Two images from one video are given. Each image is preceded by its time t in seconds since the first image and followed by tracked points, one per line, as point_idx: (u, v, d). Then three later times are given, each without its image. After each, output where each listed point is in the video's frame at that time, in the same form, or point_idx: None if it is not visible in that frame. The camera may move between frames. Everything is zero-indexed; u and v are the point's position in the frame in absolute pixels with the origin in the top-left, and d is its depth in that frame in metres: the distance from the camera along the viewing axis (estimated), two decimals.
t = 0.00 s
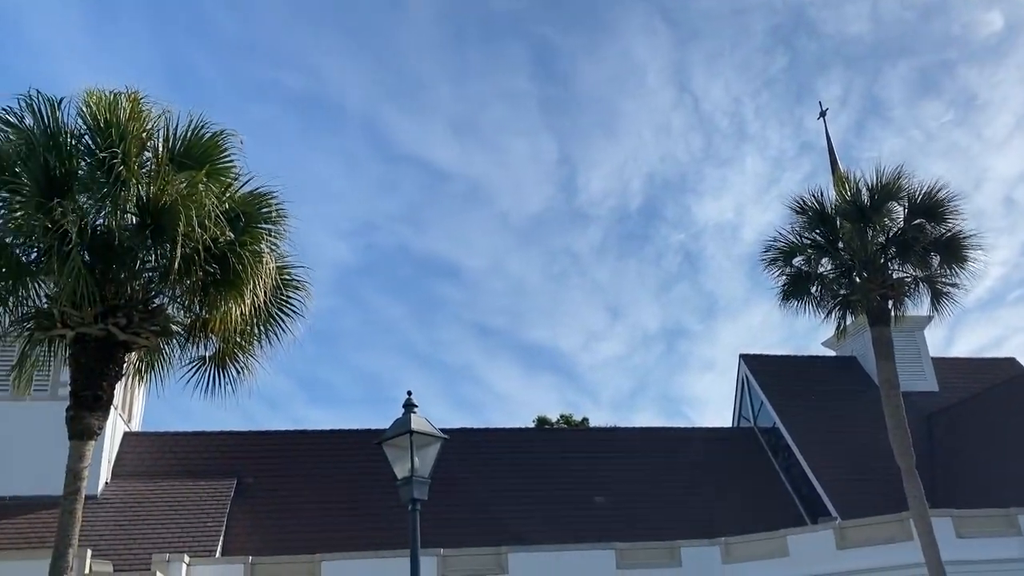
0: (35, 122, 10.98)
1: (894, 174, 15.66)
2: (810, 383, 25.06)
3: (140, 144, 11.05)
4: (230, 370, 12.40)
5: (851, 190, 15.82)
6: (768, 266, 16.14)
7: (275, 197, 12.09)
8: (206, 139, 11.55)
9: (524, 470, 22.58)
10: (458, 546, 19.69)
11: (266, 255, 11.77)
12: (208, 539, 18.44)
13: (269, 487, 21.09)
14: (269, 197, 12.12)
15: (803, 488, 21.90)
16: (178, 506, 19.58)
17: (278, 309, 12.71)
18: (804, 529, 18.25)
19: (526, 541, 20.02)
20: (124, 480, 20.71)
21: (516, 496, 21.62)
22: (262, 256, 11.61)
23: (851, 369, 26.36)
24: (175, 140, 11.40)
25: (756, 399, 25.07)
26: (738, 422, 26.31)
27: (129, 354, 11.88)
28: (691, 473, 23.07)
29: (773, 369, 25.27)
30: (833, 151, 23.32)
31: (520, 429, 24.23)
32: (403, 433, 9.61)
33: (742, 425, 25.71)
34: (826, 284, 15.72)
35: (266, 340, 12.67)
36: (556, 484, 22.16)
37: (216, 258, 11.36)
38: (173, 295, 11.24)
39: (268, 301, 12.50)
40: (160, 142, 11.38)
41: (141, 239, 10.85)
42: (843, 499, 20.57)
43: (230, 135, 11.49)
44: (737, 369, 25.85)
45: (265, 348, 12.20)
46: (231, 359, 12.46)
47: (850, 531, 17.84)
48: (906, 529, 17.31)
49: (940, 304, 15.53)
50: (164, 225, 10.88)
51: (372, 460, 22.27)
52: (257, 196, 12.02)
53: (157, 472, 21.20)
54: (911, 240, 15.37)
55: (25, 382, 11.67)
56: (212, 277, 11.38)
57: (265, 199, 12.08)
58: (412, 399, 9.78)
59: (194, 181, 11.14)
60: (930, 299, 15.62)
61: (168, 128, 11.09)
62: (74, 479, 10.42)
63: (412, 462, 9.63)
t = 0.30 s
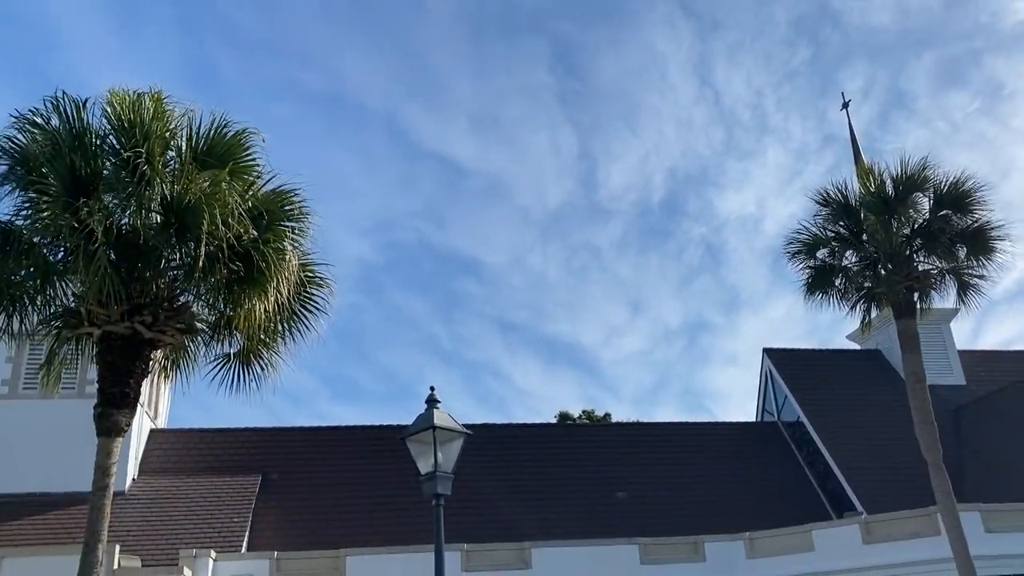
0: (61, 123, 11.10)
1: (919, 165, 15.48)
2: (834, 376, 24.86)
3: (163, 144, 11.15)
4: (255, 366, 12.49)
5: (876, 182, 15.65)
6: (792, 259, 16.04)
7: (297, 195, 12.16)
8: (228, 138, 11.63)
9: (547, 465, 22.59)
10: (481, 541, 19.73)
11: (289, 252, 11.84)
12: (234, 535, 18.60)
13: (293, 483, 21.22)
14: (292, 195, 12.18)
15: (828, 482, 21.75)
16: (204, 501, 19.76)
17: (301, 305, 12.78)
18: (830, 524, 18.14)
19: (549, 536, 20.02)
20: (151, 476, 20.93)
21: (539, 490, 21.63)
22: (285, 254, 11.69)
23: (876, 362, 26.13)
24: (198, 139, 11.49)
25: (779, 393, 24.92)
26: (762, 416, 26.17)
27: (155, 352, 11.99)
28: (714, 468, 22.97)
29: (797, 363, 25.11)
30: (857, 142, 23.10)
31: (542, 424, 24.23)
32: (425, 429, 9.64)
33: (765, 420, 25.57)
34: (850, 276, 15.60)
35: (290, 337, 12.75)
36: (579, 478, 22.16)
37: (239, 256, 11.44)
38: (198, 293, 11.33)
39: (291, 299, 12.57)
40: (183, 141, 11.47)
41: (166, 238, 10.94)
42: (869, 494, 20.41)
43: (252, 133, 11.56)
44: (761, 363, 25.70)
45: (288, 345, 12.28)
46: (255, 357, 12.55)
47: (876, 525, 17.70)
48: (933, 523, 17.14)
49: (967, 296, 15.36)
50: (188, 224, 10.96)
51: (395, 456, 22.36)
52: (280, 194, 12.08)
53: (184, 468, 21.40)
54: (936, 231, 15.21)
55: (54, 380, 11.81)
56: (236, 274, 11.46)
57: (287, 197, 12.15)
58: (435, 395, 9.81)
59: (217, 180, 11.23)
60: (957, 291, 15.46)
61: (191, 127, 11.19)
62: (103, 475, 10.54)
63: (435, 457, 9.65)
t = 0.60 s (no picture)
0: (88, 123, 11.23)
1: (947, 155, 15.29)
2: (862, 369, 24.65)
3: (189, 143, 11.26)
4: (282, 363, 12.60)
5: (903, 172, 15.47)
6: (818, 251, 15.91)
7: (321, 192, 12.23)
8: (253, 136, 11.72)
9: (573, 460, 22.59)
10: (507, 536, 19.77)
11: (314, 249, 11.92)
12: (262, 530, 18.76)
13: (320, 478, 21.37)
14: (316, 192, 12.26)
15: (856, 476, 21.56)
16: (232, 497, 19.95)
17: (326, 302, 12.87)
18: (858, 518, 18.00)
19: (575, 531, 20.03)
20: (180, 472, 21.17)
21: (564, 485, 21.64)
22: (310, 251, 11.77)
23: (904, 355, 25.88)
24: (224, 137, 11.59)
25: (806, 387, 24.74)
26: (788, 410, 26.01)
27: (183, 349, 12.12)
28: (740, 462, 22.87)
29: (823, 356, 24.91)
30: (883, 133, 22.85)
31: (567, 419, 24.21)
32: (451, 423, 9.67)
33: (792, 413, 25.40)
34: (877, 268, 15.45)
35: (316, 333, 12.85)
36: (604, 473, 22.14)
37: (265, 254, 11.53)
38: (225, 290, 11.42)
39: (317, 295, 12.66)
40: (209, 140, 11.58)
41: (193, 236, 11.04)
42: (898, 487, 20.22)
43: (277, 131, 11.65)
44: (787, 356, 25.52)
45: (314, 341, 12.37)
46: (282, 353, 12.65)
47: (905, 520, 17.55)
48: (963, 517, 16.98)
49: (997, 287, 15.17)
50: (214, 222, 11.05)
51: (421, 451, 22.45)
52: (304, 192, 12.16)
53: (212, 464, 21.61)
54: (965, 221, 15.03)
55: (84, 378, 11.97)
56: (262, 272, 11.56)
57: (312, 195, 12.22)
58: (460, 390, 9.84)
59: (243, 178, 11.32)
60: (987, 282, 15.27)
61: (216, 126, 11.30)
62: (133, 471, 10.67)
63: (460, 452, 9.68)
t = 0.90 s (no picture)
0: (114, 123, 11.34)
1: (975, 144, 15.08)
2: (888, 362, 24.42)
3: (213, 142, 11.35)
4: (307, 359, 12.69)
5: (929, 163, 15.28)
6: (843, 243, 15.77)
7: (344, 189, 12.29)
8: (276, 134, 11.80)
9: (597, 455, 22.58)
10: (531, 530, 19.80)
11: (338, 246, 11.99)
12: (288, 525, 18.90)
13: (345, 474, 21.50)
14: (339, 189, 12.32)
15: (883, 470, 21.38)
16: (259, 493, 20.10)
17: (350, 298, 12.94)
18: (886, 512, 17.86)
19: (599, 526, 20.01)
20: (207, 468, 21.37)
21: (588, 480, 21.63)
22: (334, 247, 11.84)
23: (932, 347, 25.61)
24: (247, 136, 11.69)
25: (831, 380, 24.56)
26: (814, 404, 25.83)
27: (210, 346, 12.23)
28: (765, 456, 22.75)
29: (849, 349, 24.71)
30: (909, 123, 22.58)
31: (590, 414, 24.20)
32: (475, 419, 9.70)
33: (817, 407, 25.23)
34: (904, 260, 15.31)
35: (340, 329, 12.92)
36: (627, 468, 22.12)
37: (290, 251, 11.61)
38: (250, 287, 11.50)
39: (341, 292, 12.73)
40: (233, 138, 11.68)
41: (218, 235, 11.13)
42: (926, 481, 20.02)
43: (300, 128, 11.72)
44: (812, 350, 25.33)
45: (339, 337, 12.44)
46: (307, 349, 12.73)
47: (933, 514, 17.39)
48: (992, 511, 16.82)
49: None
50: (239, 220, 11.14)
51: (445, 446, 22.52)
52: (328, 189, 12.23)
53: (238, 460, 21.81)
54: (994, 212, 14.83)
55: (114, 375, 12.12)
56: (287, 269, 11.63)
57: (335, 191, 12.28)
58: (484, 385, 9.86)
59: (267, 176, 11.39)
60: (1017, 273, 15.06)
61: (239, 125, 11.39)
62: (162, 467, 10.80)
63: (485, 447, 9.70)
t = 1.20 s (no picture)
0: (141, 123, 11.46)
1: (1005, 133, 14.88)
2: (917, 355, 24.17)
3: (238, 140, 11.45)
4: (332, 355, 12.78)
5: (958, 152, 15.09)
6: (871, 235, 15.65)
7: (368, 186, 12.36)
8: (300, 132, 11.89)
9: (622, 449, 22.55)
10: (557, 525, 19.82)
11: (363, 243, 12.06)
12: (315, 520, 19.04)
13: (371, 469, 21.62)
14: (363, 186, 12.39)
15: (912, 464, 21.18)
16: (286, 488, 20.27)
17: (375, 294, 13.01)
18: (914, 506, 17.70)
19: (625, 520, 20.00)
20: (235, 463, 21.58)
21: (614, 475, 21.61)
22: (358, 244, 11.91)
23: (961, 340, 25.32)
24: (272, 134, 11.78)
25: (858, 373, 24.36)
26: (841, 397, 25.64)
27: (237, 343, 12.35)
28: (792, 450, 22.62)
29: (876, 342, 24.48)
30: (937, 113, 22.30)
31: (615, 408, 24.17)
32: (500, 414, 9.72)
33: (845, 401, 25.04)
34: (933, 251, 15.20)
35: (365, 325, 13.00)
36: (653, 462, 22.08)
37: (315, 248, 11.69)
38: (276, 285, 11.59)
39: (366, 288, 12.80)
40: (258, 137, 11.78)
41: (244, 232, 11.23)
42: (956, 475, 19.81)
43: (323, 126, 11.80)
44: (838, 343, 25.13)
45: (364, 333, 12.52)
46: (333, 346, 12.82)
47: (963, 508, 17.21)
48: (1023, 505, 16.55)
49: None
50: (265, 218, 11.23)
51: (471, 442, 22.59)
52: (351, 186, 12.30)
53: (266, 455, 22.00)
54: None
55: (143, 373, 12.27)
56: (312, 266, 11.71)
57: (359, 188, 12.36)
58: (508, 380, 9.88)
59: (292, 174, 11.48)
60: None
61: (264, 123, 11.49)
62: (191, 463, 10.93)
63: (510, 442, 9.73)
